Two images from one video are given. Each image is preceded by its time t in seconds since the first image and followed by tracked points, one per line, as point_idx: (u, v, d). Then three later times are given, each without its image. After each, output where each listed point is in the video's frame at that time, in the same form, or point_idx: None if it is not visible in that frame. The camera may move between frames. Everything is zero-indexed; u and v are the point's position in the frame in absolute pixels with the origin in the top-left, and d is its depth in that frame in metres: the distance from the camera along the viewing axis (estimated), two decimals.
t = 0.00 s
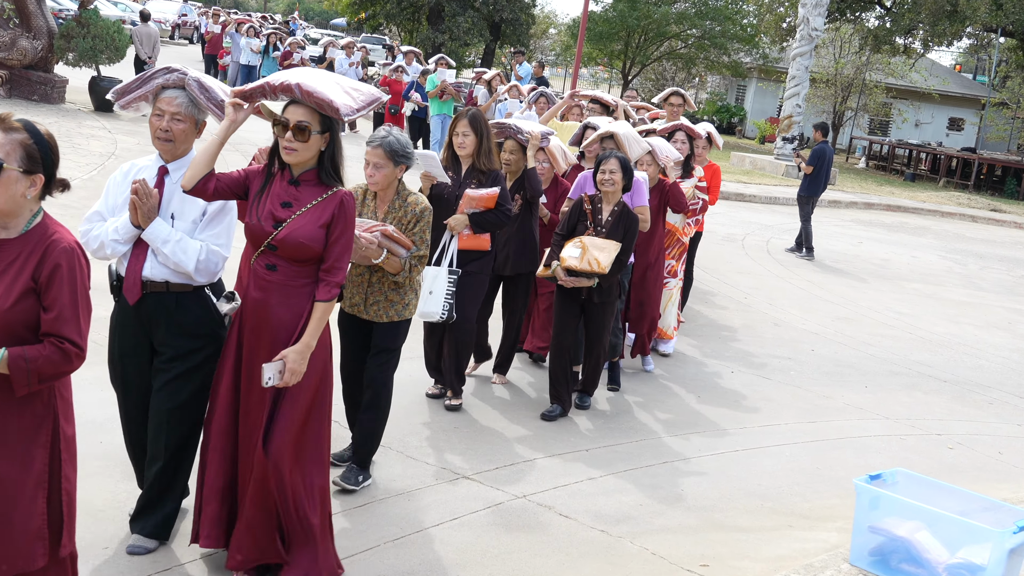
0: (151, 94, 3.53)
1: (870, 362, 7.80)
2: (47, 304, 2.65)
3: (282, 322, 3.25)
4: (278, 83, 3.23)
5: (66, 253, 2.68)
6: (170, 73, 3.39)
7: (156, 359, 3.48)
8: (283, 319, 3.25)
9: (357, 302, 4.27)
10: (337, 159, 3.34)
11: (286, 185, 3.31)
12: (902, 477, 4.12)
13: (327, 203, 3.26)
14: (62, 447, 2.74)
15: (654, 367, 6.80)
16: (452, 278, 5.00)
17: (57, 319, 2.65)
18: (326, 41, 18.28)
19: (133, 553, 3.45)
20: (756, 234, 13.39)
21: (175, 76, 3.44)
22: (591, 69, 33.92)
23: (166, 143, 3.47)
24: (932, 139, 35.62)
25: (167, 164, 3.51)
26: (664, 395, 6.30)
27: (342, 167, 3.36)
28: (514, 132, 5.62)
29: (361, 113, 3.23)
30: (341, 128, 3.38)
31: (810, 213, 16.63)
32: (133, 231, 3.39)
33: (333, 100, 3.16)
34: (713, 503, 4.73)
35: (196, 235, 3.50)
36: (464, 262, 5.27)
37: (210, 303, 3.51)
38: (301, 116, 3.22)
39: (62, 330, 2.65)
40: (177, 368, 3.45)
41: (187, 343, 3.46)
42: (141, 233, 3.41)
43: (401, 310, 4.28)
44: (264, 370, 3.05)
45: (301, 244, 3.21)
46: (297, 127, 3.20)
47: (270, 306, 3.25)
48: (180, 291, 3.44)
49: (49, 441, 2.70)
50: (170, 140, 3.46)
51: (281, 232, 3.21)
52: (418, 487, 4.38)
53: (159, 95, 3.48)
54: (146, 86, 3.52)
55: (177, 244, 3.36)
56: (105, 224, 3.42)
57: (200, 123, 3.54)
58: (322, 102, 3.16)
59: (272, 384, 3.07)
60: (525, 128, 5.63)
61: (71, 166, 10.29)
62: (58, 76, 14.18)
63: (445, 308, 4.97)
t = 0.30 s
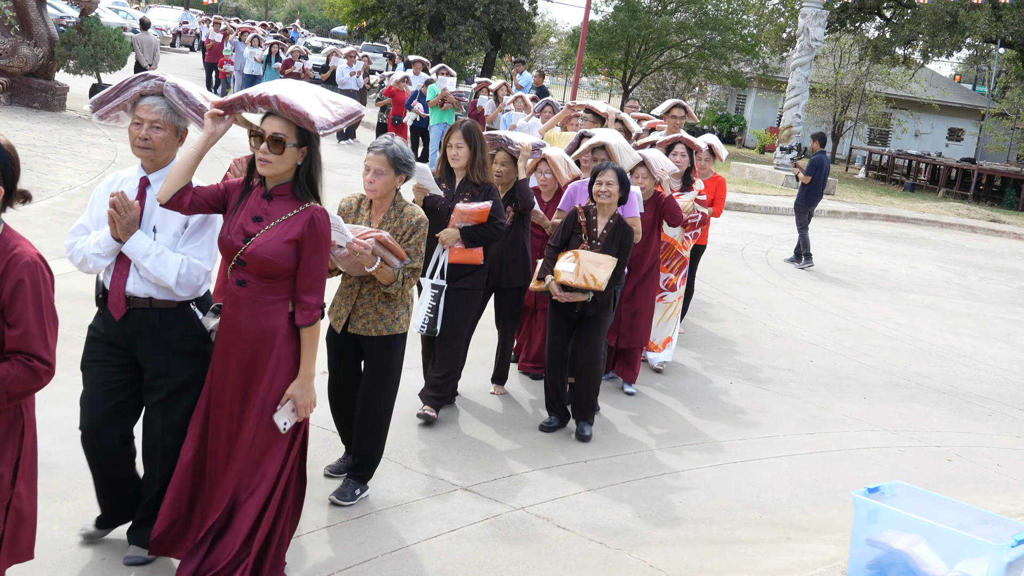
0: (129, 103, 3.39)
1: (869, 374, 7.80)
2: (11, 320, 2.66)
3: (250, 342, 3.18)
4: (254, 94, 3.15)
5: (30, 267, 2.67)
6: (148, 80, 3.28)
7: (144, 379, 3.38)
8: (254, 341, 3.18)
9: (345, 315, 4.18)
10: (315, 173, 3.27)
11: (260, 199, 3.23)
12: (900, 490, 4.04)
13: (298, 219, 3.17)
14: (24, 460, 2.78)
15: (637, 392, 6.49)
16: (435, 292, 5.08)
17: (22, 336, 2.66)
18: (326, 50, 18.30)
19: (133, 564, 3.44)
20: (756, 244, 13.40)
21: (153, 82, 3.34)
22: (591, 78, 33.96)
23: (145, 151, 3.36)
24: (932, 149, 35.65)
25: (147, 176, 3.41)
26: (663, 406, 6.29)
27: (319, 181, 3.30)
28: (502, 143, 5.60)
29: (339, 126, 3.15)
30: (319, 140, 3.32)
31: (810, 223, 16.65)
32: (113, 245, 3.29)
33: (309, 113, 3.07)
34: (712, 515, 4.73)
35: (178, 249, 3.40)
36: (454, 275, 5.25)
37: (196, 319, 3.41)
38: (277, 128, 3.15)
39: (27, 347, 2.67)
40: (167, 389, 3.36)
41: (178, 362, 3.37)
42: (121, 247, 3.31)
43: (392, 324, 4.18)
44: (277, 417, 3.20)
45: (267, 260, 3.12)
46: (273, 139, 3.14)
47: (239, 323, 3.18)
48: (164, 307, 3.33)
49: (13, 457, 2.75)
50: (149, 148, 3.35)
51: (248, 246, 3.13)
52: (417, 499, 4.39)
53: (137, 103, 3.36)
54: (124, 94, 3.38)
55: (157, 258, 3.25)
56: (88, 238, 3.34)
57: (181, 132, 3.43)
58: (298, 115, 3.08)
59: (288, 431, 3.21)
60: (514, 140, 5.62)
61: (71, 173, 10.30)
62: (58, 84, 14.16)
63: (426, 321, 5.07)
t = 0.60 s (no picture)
0: (95, 118, 3.26)
1: (867, 389, 7.80)
2: None
3: (215, 364, 3.06)
4: (229, 108, 3.09)
5: None
6: (113, 93, 3.17)
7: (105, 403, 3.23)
8: (217, 363, 3.06)
9: (337, 335, 4.10)
10: (294, 192, 3.17)
11: (236, 216, 3.12)
12: (898, 507, 3.97)
13: (274, 235, 3.06)
14: None
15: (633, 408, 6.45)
16: (431, 307, 4.98)
17: None
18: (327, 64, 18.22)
19: None
20: (754, 258, 13.42)
21: (119, 97, 3.22)
22: (590, 91, 34.09)
23: (111, 167, 3.25)
24: (930, 163, 35.76)
25: (114, 192, 3.28)
26: (661, 422, 6.28)
27: (298, 200, 3.19)
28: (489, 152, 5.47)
29: (311, 138, 3.01)
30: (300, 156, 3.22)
31: (809, 236, 16.69)
32: (77, 262, 3.19)
33: (278, 124, 2.97)
34: (709, 530, 4.73)
35: (143, 267, 3.26)
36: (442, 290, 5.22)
37: (160, 340, 3.26)
38: (252, 142, 3.05)
39: None
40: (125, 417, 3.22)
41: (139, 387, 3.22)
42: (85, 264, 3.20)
43: (384, 345, 4.12)
44: (265, 447, 3.09)
45: (235, 275, 3.01)
46: (248, 152, 3.04)
47: (200, 340, 3.06)
48: (127, 327, 3.19)
49: None
50: (114, 164, 3.24)
51: (218, 261, 3.02)
52: (414, 514, 4.39)
53: (103, 118, 3.25)
54: (90, 108, 3.24)
55: (121, 276, 3.14)
56: (50, 254, 3.23)
57: (147, 147, 3.30)
58: (269, 127, 2.99)
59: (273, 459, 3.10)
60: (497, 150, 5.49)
61: (71, 186, 10.33)
62: (58, 97, 14.19)
63: (426, 338, 4.99)
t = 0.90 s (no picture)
0: (67, 124, 3.28)
1: (867, 402, 7.79)
2: None
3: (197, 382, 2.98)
4: (210, 124, 3.02)
5: None
6: (85, 98, 3.17)
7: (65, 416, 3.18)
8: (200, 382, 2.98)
9: (321, 353, 4.03)
10: (279, 207, 3.11)
11: (223, 234, 3.08)
12: (898, 521, 3.94)
13: (261, 254, 3.02)
14: None
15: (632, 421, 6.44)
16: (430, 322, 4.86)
17: None
18: (332, 77, 18.20)
19: None
20: (753, 270, 13.43)
21: (92, 102, 3.22)
22: (591, 103, 34.20)
23: (81, 173, 3.23)
24: (930, 175, 35.79)
25: (83, 199, 3.27)
26: (660, 435, 6.28)
27: (284, 217, 3.14)
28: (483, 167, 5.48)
29: (288, 152, 2.97)
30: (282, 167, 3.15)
31: (808, 249, 16.69)
32: (42, 268, 3.16)
33: (256, 139, 2.93)
34: (708, 543, 4.72)
35: (110, 275, 3.24)
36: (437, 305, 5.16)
37: (125, 350, 3.24)
38: (233, 159, 3.00)
39: None
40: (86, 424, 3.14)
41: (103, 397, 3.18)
42: (50, 271, 3.18)
43: (368, 364, 4.06)
44: (192, 452, 2.77)
45: (223, 294, 2.95)
46: (228, 169, 2.99)
47: (184, 360, 2.99)
48: (92, 334, 3.17)
49: None
50: (85, 170, 3.23)
51: (205, 280, 2.97)
52: (413, 527, 4.39)
53: (74, 123, 3.26)
54: (60, 114, 3.27)
55: (88, 283, 3.11)
56: (15, 261, 3.21)
57: (118, 153, 3.30)
58: (247, 142, 2.94)
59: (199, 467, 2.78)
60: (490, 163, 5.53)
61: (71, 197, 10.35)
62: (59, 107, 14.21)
63: (426, 353, 4.83)
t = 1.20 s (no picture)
0: (47, 133, 3.24)
1: (870, 412, 7.78)
2: None
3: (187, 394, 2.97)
4: (190, 132, 2.98)
5: None
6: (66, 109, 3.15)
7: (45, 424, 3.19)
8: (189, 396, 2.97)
9: (294, 365, 3.94)
10: (265, 216, 3.08)
11: (207, 244, 3.05)
12: (901, 533, 3.92)
13: (248, 264, 2.98)
14: None
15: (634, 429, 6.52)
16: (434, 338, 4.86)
17: None
18: (338, 86, 18.21)
19: None
20: (756, 279, 13.43)
21: (73, 112, 3.21)
22: (594, 111, 34.27)
23: (61, 187, 3.23)
24: (934, 185, 35.78)
25: (63, 210, 3.26)
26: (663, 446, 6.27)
27: (269, 225, 3.10)
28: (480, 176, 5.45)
29: (271, 159, 2.93)
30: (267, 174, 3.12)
31: (812, 258, 16.69)
32: (21, 282, 3.17)
33: (237, 147, 2.89)
34: (710, 554, 4.71)
35: (91, 289, 3.23)
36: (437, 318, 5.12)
37: (105, 365, 3.24)
38: (215, 167, 2.97)
39: None
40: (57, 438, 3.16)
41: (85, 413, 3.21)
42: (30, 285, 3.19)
43: (344, 375, 3.97)
44: (183, 471, 2.84)
45: (210, 308, 2.92)
46: (209, 178, 2.96)
47: (174, 375, 2.98)
48: (72, 349, 3.18)
49: None
50: (65, 183, 3.22)
51: (191, 293, 2.94)
52: (416, 536, 4.39)
53: (54, 132, 3.23)
54: (40, 123, 3.24)
55: (67, 299, 3.09)
56: None
57: (100, 164, 3.28)
58: (229, 151, 2.90)
59: (192, 487, 2.85)
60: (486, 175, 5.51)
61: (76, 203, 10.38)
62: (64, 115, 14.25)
63: (431, 366, 4.84)
